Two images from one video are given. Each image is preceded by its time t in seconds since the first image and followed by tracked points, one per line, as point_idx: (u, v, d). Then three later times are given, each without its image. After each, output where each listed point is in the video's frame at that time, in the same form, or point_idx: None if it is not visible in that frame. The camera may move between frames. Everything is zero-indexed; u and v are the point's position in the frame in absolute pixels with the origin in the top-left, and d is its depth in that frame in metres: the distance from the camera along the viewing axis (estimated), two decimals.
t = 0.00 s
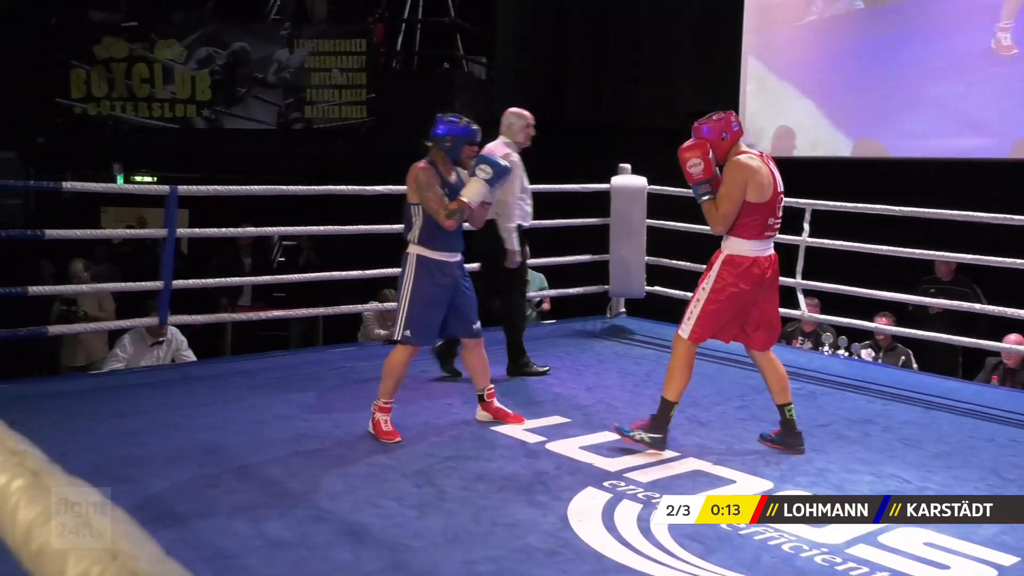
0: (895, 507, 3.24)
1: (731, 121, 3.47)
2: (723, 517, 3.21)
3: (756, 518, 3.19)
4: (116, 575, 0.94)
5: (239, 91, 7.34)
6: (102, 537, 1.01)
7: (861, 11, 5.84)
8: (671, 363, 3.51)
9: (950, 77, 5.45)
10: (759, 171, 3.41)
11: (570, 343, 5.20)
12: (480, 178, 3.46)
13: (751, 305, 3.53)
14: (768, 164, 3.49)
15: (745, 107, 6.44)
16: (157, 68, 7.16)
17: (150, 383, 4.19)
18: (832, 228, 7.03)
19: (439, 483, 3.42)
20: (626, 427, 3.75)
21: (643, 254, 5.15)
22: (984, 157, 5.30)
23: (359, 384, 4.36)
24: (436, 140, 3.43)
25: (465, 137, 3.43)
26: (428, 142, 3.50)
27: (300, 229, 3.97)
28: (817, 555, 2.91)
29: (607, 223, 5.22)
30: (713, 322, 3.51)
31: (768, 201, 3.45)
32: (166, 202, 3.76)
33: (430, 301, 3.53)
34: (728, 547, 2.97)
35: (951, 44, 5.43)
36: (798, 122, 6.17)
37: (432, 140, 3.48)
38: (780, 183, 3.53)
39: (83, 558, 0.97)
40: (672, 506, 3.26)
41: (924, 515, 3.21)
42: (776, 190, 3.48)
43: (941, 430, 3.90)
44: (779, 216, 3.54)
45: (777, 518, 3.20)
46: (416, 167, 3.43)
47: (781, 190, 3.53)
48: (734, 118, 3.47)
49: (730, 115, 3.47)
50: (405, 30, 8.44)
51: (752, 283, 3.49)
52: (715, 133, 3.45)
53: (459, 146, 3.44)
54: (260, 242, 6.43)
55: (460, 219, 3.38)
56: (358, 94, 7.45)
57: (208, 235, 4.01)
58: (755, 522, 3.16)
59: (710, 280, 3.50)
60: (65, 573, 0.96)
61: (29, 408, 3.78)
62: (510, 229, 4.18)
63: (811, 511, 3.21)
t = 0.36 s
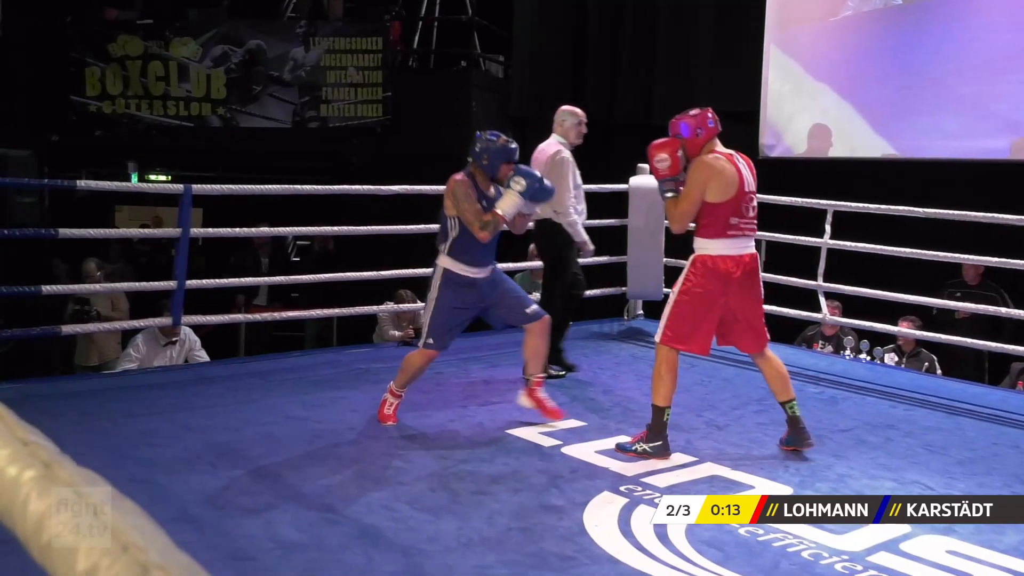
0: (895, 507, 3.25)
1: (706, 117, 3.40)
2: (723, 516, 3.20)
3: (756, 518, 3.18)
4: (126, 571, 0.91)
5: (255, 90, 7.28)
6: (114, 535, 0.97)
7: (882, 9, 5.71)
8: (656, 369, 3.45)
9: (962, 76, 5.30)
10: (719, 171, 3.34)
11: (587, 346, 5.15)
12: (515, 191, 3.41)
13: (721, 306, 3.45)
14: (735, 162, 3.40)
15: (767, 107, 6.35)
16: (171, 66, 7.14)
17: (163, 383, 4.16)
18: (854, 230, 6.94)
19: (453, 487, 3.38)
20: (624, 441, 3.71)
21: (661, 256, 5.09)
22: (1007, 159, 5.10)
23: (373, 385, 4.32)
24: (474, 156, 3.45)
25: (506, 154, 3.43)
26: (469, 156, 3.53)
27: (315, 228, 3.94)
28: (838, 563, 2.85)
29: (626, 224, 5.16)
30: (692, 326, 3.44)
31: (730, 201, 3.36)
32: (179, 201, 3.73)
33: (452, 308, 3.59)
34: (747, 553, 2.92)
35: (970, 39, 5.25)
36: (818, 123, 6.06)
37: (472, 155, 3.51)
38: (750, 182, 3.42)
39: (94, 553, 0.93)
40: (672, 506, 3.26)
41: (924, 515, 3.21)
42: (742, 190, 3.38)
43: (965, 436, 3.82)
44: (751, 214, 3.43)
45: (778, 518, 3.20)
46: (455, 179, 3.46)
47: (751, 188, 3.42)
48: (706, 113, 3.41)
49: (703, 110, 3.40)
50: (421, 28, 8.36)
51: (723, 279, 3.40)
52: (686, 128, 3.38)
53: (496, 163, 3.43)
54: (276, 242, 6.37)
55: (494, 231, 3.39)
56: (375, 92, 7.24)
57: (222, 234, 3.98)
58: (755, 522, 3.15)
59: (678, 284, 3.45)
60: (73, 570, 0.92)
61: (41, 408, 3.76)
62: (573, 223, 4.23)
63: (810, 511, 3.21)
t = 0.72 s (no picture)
0: (895, 506, 3.24)
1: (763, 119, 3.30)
2: (724, 517, 3.21)
3: (756, 518, 3.18)
4: None
5: (268, 91, 7.19)
6: (131, 539, 0.92)
7: (917, 8, 5.56)
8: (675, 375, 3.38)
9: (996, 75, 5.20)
10: (762, 177, 3.21)
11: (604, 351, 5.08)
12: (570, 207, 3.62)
13: (742, 315, 3.37)
14: (782, 172, 3.26)
15: (790, 108, 6.22)
16: (185, 67, 7.12)
17: (176, 387, 4.13)
18: (876, 233, 6.82)
19: (469, 494, 3.33)
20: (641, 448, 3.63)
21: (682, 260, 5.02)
22: None
23: (388, 390, 4.27)
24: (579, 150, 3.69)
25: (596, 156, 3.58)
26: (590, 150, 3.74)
27: (330, 232, 3.89)
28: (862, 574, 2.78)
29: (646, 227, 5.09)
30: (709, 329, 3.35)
31: (769, 211, 3.24)
32: (193, 203, 3.70)
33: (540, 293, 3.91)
34: (769, 564, 2.85)
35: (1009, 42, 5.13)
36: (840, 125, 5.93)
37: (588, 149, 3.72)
38: (791, 195, 3.29)
39: (110, 560, 0.89)
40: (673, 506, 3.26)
41: (923, 514, 3.21)
42: (782, 201, 3.25)
43: (993, 445, 3.73)
44: (785, 225, 3.32)
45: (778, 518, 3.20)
46: (556, 168, 3.75)
47: (791, 201, 3.29)
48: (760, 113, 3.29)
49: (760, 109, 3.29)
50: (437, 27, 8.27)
51: (752, 290, 3.32)
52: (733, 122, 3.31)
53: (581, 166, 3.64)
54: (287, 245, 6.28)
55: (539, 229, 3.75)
56: (389, 93, 7.12)
57: (236, 237, 3.95)
58: (754, 522, 3.15)
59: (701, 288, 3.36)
60: None
61: (54, 412, 3.73)
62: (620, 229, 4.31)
63: (810, 511, 3.21)
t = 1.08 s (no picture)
0: (895, 507, 3.24)
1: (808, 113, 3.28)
2: (724, 517, 3.21)
3: (756, 518, 3.18)
4: (147, 572, 0.81)
5: (275, 93, 7.17)
6: (135, 535, 0.88)
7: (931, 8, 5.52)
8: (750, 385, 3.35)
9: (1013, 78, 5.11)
10: (822, 172, 3.20)
11: (613, 354, 5.04)
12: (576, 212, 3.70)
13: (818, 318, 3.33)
14: (838, 162, 3.25)
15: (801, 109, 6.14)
16: (191, 69, 7.11)
17: (182, 392, 4.10)
18: (887, 235, 6.76)
19: (477, 500, 3.29)
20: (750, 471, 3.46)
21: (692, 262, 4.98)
22: None
23: (396, 394, 4.24)
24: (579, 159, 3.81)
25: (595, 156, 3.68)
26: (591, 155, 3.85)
27: (337, 235, 3.86)
28: None
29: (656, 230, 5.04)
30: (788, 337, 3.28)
31: (835, 205, 3.22)
32: (199, 208, 3.67)
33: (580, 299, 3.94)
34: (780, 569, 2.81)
35: None
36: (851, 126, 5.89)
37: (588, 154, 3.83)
38: (853, 184, 3.27)
39: (115, 555, 0.85)
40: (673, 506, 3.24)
41: (924, 515, 3.21)
42: (845, 192, 3.23)
43: (1009, 449, 3.68)
44: (854, 219, 3.28)
45: (777, 518, 3.19)
46: (565, 181, 3.92)
47: (854, 190, 3.27)
48: (806, 111, 3.26)
49: (800, 107, 3.28)
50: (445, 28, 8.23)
51: (826, 291, 3.27)
52: (780, 127, 3.30)
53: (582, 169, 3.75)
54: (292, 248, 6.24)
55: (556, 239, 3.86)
56: (396, 95, 7.11)
57: (241, 241, 3.92)
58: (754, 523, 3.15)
59: (774, 293, 3.28)
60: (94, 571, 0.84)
61: (58, 417, 3.70)
62: (665, 232, 4.25)
63: (810, 511, 3.18)
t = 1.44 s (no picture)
0: (895, 507, 3.17)
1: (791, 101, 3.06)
2: (724, 516, 3.14)
3: (757, 519, 3.11)
4: None
5: (223, 85, 7.11)
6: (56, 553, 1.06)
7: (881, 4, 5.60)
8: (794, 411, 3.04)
9: (954, 69, 5.00)
10: (790, 157, 2.98)
11: (572, 350, 5.00)
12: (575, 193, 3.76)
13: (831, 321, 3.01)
14: (814, 147, 2.99)
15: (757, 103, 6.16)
16: (135, 61, 6.99)
17: (127, 393, 3.99)
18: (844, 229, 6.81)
19: (432, 499, 3.23)
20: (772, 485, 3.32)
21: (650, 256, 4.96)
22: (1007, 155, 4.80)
23: (350, 393, 4.16)
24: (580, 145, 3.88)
25: (598, 140, 3.78)
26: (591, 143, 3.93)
27: (287, 231, 3.78)
28: (830, 572, 2.74)
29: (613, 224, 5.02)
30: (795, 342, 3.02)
31: (809, 194, 2.97)
32: (143, 203, 3.57)
33: (571, 295, 3.95)
34: (735, 564, 2.80)
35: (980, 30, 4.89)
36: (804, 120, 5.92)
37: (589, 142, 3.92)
38: (835, 171, 2.98)
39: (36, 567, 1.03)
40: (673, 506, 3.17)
41: (924, 515, 3.14)
42: (823, 181, 2.96)
43: (964, 442, 3.70)
44: (841, 210, 2.97)
45: (778, 518, 3.11)
46: (561, 169, 3.97)
47: (838, 178, 2.98)
48: (797, 98, 3.05)
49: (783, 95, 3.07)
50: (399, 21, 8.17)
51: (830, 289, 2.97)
52: (769, 115, 3.08)
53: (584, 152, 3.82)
54: (241, 244, 6.15)
55: (553, 220, 3.89)
56: (347, 87, 7.11)
57: (188, 237, 3.83)
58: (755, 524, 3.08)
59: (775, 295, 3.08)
60: None
61: None
62: (695, 237, 4.15)
63: (811, 511, 3.09)
